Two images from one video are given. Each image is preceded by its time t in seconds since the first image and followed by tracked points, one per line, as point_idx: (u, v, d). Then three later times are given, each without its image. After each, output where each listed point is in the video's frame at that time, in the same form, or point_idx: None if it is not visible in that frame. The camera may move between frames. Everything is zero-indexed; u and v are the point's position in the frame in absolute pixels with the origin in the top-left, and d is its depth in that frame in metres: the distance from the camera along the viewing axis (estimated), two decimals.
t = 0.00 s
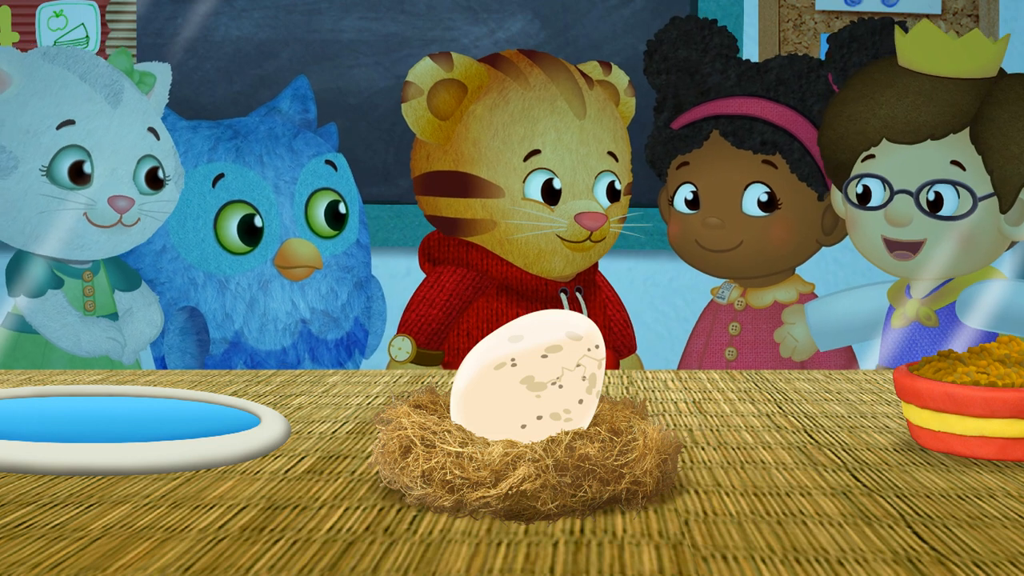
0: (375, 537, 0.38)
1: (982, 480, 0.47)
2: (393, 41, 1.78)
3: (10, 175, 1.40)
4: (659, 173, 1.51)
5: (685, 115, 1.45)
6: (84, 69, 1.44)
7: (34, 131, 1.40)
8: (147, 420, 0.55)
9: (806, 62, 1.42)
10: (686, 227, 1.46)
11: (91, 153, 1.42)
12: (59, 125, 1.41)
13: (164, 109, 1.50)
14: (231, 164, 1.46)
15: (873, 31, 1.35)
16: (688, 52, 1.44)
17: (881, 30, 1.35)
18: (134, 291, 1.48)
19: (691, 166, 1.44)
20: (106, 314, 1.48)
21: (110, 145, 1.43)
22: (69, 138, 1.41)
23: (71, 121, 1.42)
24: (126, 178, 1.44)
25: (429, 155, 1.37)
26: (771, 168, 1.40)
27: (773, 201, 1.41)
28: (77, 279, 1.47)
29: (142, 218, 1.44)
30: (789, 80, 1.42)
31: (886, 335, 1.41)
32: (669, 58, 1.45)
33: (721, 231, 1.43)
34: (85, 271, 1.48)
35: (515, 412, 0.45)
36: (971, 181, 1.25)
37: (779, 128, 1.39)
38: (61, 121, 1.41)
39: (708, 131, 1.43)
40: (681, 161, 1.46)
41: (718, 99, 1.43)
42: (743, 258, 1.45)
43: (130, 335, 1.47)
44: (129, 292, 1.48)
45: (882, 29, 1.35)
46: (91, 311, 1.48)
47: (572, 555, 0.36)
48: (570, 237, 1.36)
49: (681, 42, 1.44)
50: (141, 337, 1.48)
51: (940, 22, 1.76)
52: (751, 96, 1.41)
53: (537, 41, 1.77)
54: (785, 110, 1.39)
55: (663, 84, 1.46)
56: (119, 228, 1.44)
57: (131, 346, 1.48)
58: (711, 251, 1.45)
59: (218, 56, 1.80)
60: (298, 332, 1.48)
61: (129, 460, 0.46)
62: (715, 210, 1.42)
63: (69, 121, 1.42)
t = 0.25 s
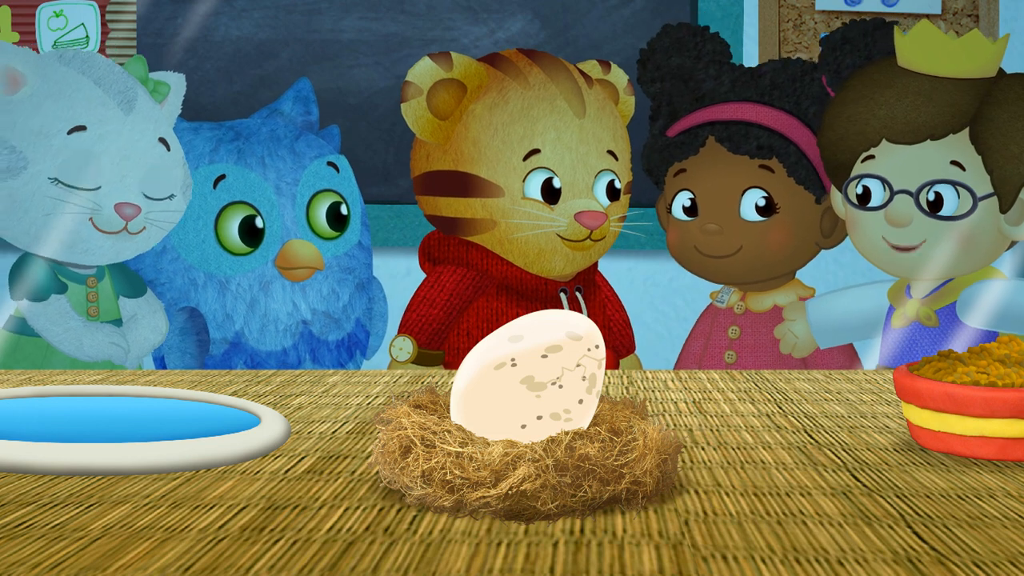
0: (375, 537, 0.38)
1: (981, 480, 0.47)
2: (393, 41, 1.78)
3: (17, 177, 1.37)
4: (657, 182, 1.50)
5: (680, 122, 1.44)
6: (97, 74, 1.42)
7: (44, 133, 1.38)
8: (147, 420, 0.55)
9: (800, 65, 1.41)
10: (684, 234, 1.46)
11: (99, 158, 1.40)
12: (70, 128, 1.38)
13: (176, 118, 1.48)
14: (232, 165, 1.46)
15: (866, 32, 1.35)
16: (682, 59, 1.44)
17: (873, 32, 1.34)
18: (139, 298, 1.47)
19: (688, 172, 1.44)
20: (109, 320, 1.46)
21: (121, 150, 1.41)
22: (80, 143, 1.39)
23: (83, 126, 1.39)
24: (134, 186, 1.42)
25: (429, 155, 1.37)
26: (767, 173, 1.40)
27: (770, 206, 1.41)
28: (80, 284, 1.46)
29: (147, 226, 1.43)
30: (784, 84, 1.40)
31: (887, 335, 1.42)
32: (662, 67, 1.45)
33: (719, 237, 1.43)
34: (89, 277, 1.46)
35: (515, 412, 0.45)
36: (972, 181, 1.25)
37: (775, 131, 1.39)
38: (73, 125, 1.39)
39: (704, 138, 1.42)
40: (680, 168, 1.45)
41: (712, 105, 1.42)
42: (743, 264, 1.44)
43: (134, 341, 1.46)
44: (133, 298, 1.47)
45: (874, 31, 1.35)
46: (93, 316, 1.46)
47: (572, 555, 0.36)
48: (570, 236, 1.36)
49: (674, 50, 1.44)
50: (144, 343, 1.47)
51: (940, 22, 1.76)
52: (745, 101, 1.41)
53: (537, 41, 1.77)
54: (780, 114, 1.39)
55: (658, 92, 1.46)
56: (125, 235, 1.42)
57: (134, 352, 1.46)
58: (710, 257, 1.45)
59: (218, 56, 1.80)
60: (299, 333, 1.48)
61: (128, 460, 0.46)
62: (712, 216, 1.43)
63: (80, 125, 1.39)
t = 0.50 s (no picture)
0: (375, 537, 0.38)
1: (982, 480, 0.47)
2: (393, 41, 1.78)
3: None
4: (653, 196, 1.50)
5: (673, 134, 1.44)
6: (37, 62, 1.44)
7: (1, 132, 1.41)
8: (147, 420, 0.55)
9: (789, 70, 1.41)
10: (681, 245, 1.46)
11: (64, 143, 1.42)
12: (22, 122, 1.41)
13: (122, 89, 1.50)
14: (231, 166, 1.46)
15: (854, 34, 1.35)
16: (671, 70, 1.45)
17: (861, 33, 1.34)
18: (122, 278, 1.48)
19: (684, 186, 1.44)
20: (97, 304, 1.49)
21: (79, 131, 1.43)
22: (37, 132, 1.41)
23: (36, 115, 1.42)
24: (100, 161, 1.44)
25: (429, 155, 1.37)
26: (763, 183, 1.40)
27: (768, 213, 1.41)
28: (67, 271, 1.48)
29: (122, 199, 1.45)
30: (775, 90, 1.41)
31: (887, 333, 1.43)
32: (653, 79, 1.46)
33: (717, 246, 1.43)
34: (75, 262, 1.48)
35: (515, 412, 0.45)
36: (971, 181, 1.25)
37: (768, 138, 1.39)
38: (24, 117, 1.41)
39: (697, 147, 1.42)
40: (674, 182, 1.45)
41: (703, 116, 1.43)
42: (742, 272, 1.44)
43: (122, 323, 1.49)
44: (117, 279, 1.48)
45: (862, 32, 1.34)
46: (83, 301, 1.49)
47: (572, 555, 0.36)
48: (570, 236, 1.36)
49: (664, 61, 1.45)
50: (133, 323, 1.49)
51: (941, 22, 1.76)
52: (737, 109, 1.41)
53: (537, 41, 1.77)
54: (772, 120, 1.39)
55: (649, 103, 1.47)
56: (101, 210, 1.44)
57: (123, 335, 1.49)
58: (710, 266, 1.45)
59: (218, 56, 1.80)
60: (300, 333, 1.48)
61: (128, 460, 0.46)
62: (711, 225, 1.42)
63: (32, 116, 1.42)
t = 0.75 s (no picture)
0: (375, 537, 0.38)
1: (982, 480, 0.47)
2: (393, 41, 1.78)
3: None
4: (636, 183, 1.50)
5: (654, 120, 1.45)
6: (35, 63, 1.44)
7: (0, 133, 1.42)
8: (147, 419, 0.55)
9: (766, 50, 1.41)
10: (670, 232, 1.46)
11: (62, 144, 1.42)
12: (21, 123, 1.42)
13: (121, 89, 1.51)
14: (232, 166, 1.46)
15: (829, 11, 1.40)
16: (649, 57, 1.45)
17: (836, 9, 1.40)
18: (122, 279, 1.49)
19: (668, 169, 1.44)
20: (97, 305, 1.49)
21: (78, 133, 1.43)
22: (36, 134, 1.42)
23: (34, 116, 1.42)
24: (99, 162, 1.44)
25: (429, 155, 1.37)
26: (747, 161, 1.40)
27: (752, 193, 1.41)
28: (66, 272, 1.48)
29: (121, 199, 1.45)
30: (753, 71, 1.41)
31: (896, 324, 1.46)
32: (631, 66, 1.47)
33: (704, 231, 1.43)
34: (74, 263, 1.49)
35: (515, 412, 0.45)
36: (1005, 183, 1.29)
37: (749, 120, 1.39)
38: (23, 119, 1.42)
39: (679, 133, 1.42)
40: (658, 165, 1.45)
41: (684, 100, 1.43)
42: (731, 254, 1.44)
43: (122, 324, 1.49)
44: (117, 281, 1.49)
45: (837, 8, 1.40)
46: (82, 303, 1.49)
47: (572, 555, 0.36)
48: (570, 236, 1.37)
49: (640, 48, 1.45)
50: (133, 324, 1.49)
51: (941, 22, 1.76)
52: (716, 92, 1.41)
53: (537, 41, 1.77)
54: (753, 101, 1.39)
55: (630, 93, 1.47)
56: (100, 211, 1.45)
57: (123, 336, 1.49)
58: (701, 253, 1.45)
59: (218, 56, 1.80)
60: (300, 333, 1.48)
61: (128, 460, 0.46)
62: (697, 210, 1.42)
63: (31, 117, 1.42)
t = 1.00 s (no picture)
0: (375, 537, 0.38)
1: (982, 480, 0.47)
2: (393, 41, 1.78)
3: None
4: (636, 184, 1.50)
5: (654, 122, 1.45)
6: (37, 64, 1.45)
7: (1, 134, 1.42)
8: (148, 420, 0.55)
9: (766, 53, 1.42)
10: (670, 234, 1.46)
11: (63, 145, 1.43)
12: (21, 125, 1.42)
13: (122, 90, 1.51)
14: (232, 166, 1.46)
15: (829, 14, 1.39)
16: (648, 60, 1.46)
17: (836, 11, 1.39)
18: (122, 282, 1.49)
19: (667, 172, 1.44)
20: (97, 307, 1.49)
21: (79, 134, 1.44)
22: (36, 135, 1.42)
23: (35, 118, 1.43)
24: (99, 164, 1.45)
25: (429, 155, 1.37)
26: (746, 164, 1.40)
27: (753, 195, 1.41)
28: (65, 274, 1.49)
29: (122, 201, 1.46)
30: (753, 73, 1.41)
31: (896, 324, 1.46)
32: (631, 68, 1.47)
33: (704, 233, 1.42)
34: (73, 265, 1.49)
35: (515, 412, 0.45)
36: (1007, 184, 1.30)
37: (749, 121, 1.39)
38: (24, 120, 1.42)
39: (679, 135, 1.43)
40: (658, 168, 1.45)
41: (684, 102, 1.43)
42: (731, 256, 1.44)
43: (122, 325, 1.49)
44: (117, 283, 1.49)
45: (837, 10, 1.39)
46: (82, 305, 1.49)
47: (572, 555, 0.36)
48: (570, 236, 1.36)
49: (640, 51, 1.46)
50: (133, 326, 1.49)
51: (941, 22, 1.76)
52: (716, 94, 1.41)
53: (537, 41, 1.77)
54: (753, 103, 1.39)
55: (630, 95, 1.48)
56: (100, 213, 1.45)
57: (124, 338, 1.49)
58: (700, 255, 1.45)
59: (218, 56, 1.80)
60: (299, 333, 1.48)
61: (128, 460, 0.46)
62: (697, 213, 1.42)
63: (32, 118, 1.42)
